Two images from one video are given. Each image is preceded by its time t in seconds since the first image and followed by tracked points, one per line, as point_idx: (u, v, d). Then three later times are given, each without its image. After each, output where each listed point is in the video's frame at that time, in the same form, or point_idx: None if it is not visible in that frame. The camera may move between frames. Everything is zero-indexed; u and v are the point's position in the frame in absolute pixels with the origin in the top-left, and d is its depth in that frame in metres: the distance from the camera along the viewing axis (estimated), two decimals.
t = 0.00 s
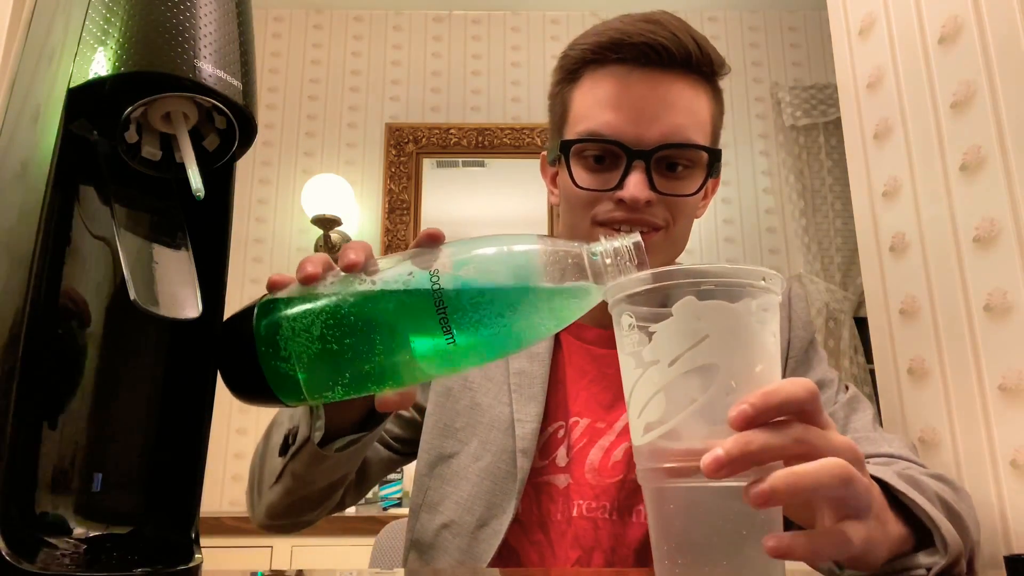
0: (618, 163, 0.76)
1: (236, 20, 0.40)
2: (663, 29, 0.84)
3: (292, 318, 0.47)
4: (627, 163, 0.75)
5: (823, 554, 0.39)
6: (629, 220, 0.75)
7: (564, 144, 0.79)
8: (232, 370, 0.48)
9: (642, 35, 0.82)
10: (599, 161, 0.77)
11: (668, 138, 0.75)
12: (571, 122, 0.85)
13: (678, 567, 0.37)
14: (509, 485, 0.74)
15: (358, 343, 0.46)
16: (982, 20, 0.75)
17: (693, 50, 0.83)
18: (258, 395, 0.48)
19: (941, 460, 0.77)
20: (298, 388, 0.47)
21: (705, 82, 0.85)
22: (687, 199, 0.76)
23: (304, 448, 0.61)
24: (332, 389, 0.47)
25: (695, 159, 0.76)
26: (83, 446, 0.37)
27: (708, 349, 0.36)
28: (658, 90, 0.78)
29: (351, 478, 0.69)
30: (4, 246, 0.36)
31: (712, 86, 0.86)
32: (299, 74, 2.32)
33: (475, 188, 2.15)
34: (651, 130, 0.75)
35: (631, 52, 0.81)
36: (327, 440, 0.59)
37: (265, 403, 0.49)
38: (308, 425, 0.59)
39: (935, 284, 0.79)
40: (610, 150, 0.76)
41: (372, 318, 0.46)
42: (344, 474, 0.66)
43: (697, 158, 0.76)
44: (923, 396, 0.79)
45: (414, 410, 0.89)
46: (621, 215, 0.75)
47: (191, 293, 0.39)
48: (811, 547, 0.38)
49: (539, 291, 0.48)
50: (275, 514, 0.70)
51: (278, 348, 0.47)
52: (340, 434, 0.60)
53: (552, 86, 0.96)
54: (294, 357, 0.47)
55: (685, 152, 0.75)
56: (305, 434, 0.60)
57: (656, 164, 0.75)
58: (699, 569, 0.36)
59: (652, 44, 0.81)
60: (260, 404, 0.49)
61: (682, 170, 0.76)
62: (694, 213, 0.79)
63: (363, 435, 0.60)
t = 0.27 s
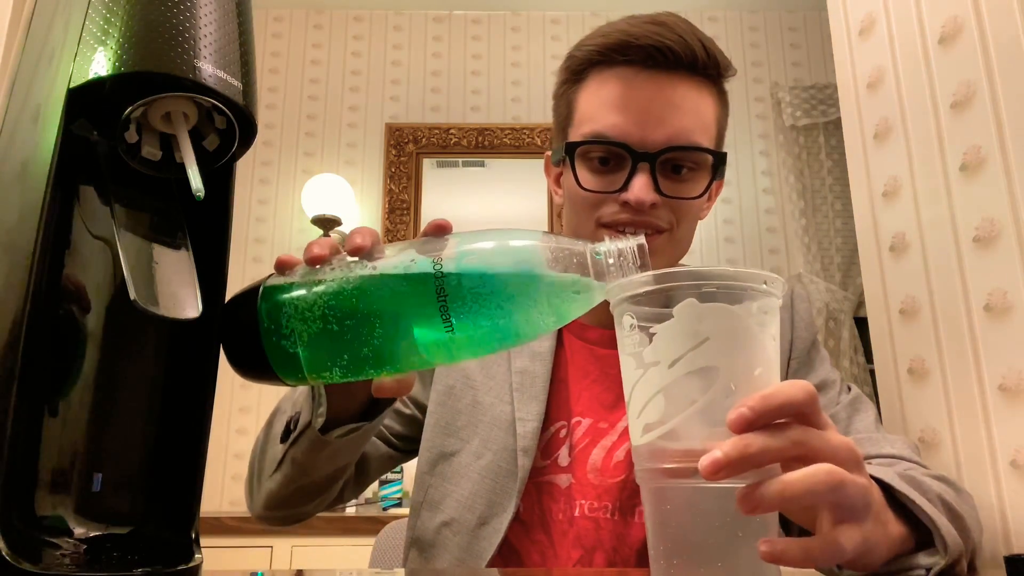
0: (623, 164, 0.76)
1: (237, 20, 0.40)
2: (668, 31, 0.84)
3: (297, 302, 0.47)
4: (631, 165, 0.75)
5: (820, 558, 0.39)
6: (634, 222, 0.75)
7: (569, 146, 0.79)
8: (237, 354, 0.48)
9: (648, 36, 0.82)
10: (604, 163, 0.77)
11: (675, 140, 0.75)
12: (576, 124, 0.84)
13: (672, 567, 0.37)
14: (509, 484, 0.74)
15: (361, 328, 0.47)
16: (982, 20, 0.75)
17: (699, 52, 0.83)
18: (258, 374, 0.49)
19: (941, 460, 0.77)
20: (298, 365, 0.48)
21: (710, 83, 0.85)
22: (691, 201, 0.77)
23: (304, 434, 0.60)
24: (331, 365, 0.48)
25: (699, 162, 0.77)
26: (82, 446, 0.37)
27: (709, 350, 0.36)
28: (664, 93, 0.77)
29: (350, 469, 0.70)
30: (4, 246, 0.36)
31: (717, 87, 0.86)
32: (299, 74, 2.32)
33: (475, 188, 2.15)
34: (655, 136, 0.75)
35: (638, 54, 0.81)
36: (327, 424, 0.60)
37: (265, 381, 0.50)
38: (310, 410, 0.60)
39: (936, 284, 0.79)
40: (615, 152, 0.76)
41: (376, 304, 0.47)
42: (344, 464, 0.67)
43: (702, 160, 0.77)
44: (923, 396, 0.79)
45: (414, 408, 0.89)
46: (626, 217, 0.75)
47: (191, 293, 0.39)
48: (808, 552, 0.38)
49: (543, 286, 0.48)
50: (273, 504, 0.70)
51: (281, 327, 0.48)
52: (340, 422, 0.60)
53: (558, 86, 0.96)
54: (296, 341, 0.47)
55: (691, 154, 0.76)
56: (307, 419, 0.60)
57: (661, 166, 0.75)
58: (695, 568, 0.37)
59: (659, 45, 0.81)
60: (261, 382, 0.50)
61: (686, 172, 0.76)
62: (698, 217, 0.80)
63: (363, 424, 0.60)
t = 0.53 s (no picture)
0: (626, 164, 0.76)
1: (237, 20, 0.40)
2: (673, 33, 0.84)
3: (297, 291, 0.47)
4: (635, 166, 0.75)
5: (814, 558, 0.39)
6: (636, 223, 0.76)
7: (572, 145, 0.79)
8: (240, 340, 0.48)
9: (652, 38, 0.82)
10: (607, 163, 0.77)
11: (677, 140, 0.75)
12: (579, 124, 0.85)
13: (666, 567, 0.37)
14: (508, 482, 0.74)
15: (360, 319, 0.47)
16: (982, 20, 0.75)
17: (704, 54, 0.83)
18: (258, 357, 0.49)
19: (941, 460, 0.77)
20: (298, 352, 0.48)
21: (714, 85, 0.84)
22: (693, 203, 0.77)
23: (303, 422, 0.61)
24: (330, 352, 0.48)
25: (702, 163, 0.76)
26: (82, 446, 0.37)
27: (705, 351, 0.36)
28: (668, 94, 0.77)
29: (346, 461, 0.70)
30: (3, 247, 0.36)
31: (721, 88, 0.86)
32: (299, 74, 2.32)
33: (475, 188, 2.15)
34: (656, 135, 0.75)
35: (643, 54, 0.81)
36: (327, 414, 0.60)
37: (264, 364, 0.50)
38: (310, 398, 0.60)
39: (936, 284, 0.79)
40: (618, 152, 0.75)
41: (377, 295, 0.47)
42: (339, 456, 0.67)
43: (705, 161, 0.76)
44: (923, 396, 0.79)
45: (414, 405, 0.89)
46: (628, 218, 0.75)
47: (191, 293, 0.39)
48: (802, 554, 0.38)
49: (542, 278, 0.48)
50: (270, 495, 0.70)
51: (281, 317, 0.48)
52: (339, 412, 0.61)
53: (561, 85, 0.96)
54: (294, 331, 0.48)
55: (694, 155, 0.75)
56: (307, 407, 0.60)
57: (664, 167, 0.75)
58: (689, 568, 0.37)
59: (664, 47, 0.81)
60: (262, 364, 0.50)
61: (689, 173, 0.76)
62: (700, 218, 0.80)
63: (363, 414, 0.61)
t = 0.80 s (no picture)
0: (627, 165, 0.76)
1: (237, 20, 0.40)
2: (674, 34, 0.83)
3: (297, 288, 0.48)
4: (636, 167, 0.75)
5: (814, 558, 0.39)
6: (637, 224, 0.76)
7: (574, 146, 0.78)
8: (241, 331, 0.49)
9: (654, 39, 0.82)
10: (609, 164, 0.77)
11: (678, 139, 0.75)
12: (580, 124, 0.85)
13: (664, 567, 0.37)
14: (507, 482, 0.74)
15: (360, 315, 0.47)
16: (982, 20, 0.75)
17: (706, 55, 0.83)
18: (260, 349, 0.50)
19: (941, 460, 0.77)
20: (299, 348, 0.49)
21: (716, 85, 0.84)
22: (694, 204, 0.77)
23: (303, 418, 0.60)
24: (330, 347, 0.48)
25: (704, 164, 0.76)
26: (82, 447, 0.37)
27: (704, 351, 0.36)
28: (670, 95, 0.77)
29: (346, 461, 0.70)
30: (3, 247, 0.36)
31: (722, 88, 0.86)
32: (299, 74, 2.32)
33: (475, 188, 2.15)
34: (656, 135, 0.75)
35: (645, 55, 0.81)
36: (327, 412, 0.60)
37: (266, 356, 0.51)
38: (310, 395, 0.60)
39: (936, 284, 0.79)
40: (620, 153, 0.75)
41: (376, 291, 0.47)
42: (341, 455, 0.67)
43: (706, 163, 0.76)
44: (923, 395, 0.79)
45: (413, 404, 0.89)
46: (628, 219, 0.75)
47: (191, 293, 0.39)
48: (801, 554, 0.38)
49: (541, 275, 0.48)
50: (270, 492, 0.70)
51: (283, 313, 0.48)
52: (340, 409, 0.61)
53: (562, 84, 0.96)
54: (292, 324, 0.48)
55: (695, 157, 0.75)
56: (307, 403, 0.60)
57: (666, 168, 0.75)
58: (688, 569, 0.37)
59: (666, 48, 0.80)
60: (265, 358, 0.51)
61: (691, 175, 0.76)
62: (701, 218, 0.80)
63: (363, 411, 0.61)
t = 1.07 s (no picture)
0: (627, 167, 0.75)
1: (237, 21, 0.40)
2: (674, 35, 0.83)
3: (297, 286, 0.48)
4: (637, 170, 0.75)
5: (810, 555, 0.40)
6: (637, 226, 0.76)
7: (574, 147, 0.78)
8: (241, 328, 0.49)
9: (654, 41, 0.81)
10: (609, 166, 0.76)
11: (678, 140, 0.75)
12: (581, 125, 0.85)
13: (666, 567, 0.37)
14: (506, 482, 0.74)
15: (359, 314, 0.47)
16: (982, 20, 0.75)
17: (707, 57, 0.83)
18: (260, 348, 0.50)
19: (941, 460, 0.77)
20: (299, 345, 0.49)
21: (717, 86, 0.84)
22: (695, 206, 0.77)
23: (303, 417, 0.61)
24: (329, 345, 0.49)
25: (705, 166, 0.76)
26: (82, 447, 0.37)
27: (702, 351, 0.36)
28: (670, 96, 0.77)
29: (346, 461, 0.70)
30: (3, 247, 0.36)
31: (723, 88, 0.86)
32: (299, 74, 2.32)
33: (475, 188, 2.15)
34: (655, 136, 0.75)
35: (646, 57, 0.81)
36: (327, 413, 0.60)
37: (266, 355, 0.51)
38: (310, 394, 0.60)
39: (935, 284, 0.79)
40: (621, 155, 0.75)
41: (375, 289, 0.46)
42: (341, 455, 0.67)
43: (707, 165, 0.76)
44: (923, 396, 0.79)
45: (413, 403, 0.89)
46: (629, 221, 0.76)
47: (191, 293, 0.39)
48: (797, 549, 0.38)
49: (540, 276, 0.48)
50: (269, 490, 0.70)
51: (283, 310, 0.48)
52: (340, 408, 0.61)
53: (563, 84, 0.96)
54: (292, 323, 0.48)
55: (697, 160, 0.75)
56: (307, 402, 0.60)
57: (667, 171, 0.75)
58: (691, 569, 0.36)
59: (667, 50, 0.80)
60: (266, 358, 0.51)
61: (692, 177, 0.76)
62: (701, 219, 0.80)
63: (363, 411, 0.61)
